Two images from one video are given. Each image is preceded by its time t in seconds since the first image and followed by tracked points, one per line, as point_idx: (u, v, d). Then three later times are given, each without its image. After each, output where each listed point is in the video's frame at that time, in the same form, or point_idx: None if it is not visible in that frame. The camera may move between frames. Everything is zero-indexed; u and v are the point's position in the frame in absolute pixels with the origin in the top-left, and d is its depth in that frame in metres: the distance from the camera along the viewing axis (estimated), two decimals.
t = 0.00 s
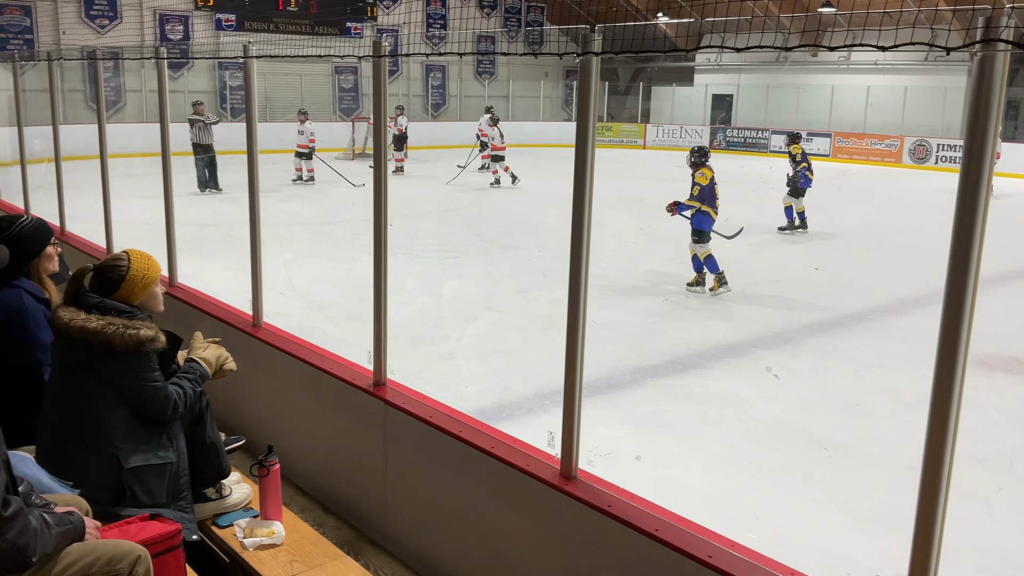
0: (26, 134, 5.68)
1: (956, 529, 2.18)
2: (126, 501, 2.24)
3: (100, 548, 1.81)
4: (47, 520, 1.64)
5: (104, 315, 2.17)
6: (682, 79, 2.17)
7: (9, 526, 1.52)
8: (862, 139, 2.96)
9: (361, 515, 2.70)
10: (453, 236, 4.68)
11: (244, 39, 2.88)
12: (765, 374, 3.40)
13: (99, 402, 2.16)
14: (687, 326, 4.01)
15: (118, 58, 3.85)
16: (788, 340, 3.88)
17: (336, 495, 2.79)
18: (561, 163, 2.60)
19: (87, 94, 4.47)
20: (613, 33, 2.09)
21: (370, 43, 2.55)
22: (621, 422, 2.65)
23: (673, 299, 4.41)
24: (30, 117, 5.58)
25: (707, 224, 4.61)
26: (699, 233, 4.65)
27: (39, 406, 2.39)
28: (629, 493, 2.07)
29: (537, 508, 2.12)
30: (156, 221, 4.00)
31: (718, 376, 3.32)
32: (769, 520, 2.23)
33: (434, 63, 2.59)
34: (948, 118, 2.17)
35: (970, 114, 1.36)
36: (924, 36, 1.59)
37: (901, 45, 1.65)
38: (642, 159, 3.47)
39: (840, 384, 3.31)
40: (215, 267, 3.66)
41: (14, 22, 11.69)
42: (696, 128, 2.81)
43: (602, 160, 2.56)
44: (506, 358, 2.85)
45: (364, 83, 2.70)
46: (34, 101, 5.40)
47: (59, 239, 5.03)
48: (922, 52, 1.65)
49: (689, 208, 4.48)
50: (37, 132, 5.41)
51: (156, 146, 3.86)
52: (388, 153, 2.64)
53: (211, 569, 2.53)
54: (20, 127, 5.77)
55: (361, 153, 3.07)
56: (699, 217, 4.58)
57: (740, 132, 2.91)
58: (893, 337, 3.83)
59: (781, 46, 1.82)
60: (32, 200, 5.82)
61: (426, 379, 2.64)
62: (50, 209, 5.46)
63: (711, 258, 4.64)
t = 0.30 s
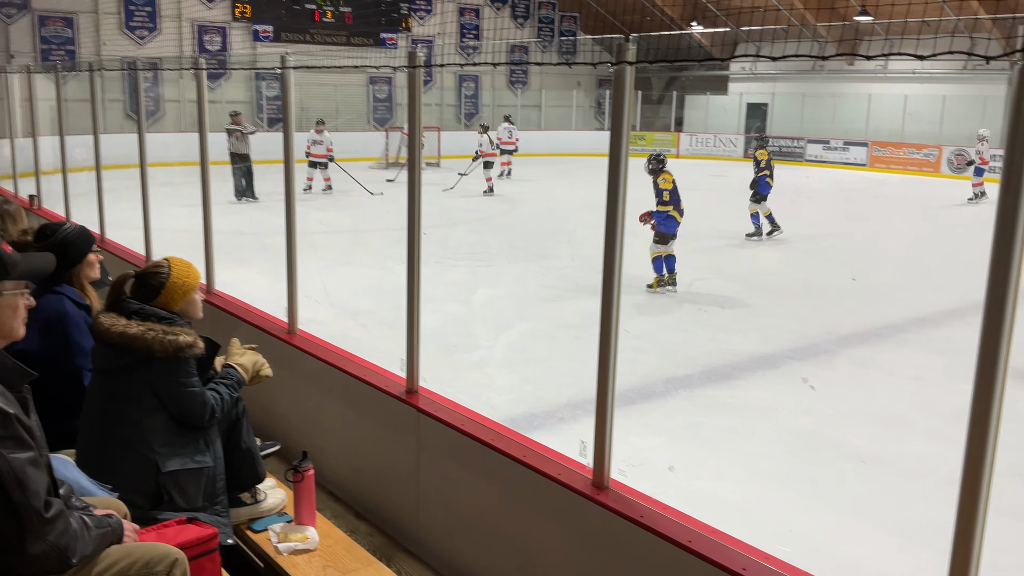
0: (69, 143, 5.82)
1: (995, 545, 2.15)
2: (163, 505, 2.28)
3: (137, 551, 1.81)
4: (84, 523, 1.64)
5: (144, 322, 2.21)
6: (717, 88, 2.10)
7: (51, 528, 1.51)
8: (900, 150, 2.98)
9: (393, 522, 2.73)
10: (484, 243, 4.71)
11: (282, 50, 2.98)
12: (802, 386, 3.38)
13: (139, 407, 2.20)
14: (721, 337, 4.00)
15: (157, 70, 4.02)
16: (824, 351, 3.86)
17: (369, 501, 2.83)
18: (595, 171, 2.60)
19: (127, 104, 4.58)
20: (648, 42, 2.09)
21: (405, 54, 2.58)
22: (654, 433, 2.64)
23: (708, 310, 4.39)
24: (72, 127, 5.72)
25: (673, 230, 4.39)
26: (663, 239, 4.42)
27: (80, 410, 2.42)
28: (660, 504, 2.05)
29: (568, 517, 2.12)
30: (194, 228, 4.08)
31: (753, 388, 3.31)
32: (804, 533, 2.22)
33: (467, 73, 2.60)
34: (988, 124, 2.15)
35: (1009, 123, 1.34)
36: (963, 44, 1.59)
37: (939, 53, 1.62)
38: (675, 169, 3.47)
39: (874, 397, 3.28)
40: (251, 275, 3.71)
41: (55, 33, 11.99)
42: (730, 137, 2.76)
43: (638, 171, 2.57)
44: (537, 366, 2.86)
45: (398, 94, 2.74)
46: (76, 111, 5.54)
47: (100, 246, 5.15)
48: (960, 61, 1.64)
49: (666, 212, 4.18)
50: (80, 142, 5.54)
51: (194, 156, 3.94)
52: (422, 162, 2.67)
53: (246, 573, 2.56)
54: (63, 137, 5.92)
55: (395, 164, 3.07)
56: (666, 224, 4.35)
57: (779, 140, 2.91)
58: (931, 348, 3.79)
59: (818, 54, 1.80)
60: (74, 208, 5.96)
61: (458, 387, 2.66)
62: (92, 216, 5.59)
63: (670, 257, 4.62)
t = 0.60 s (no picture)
0: (106, 154, 5.95)
1: None
2: (196, 511, 2.27)
3: (171, 556, 1.80)
4: (120, 530, 1.57)
5: (180, 329, 2.22)
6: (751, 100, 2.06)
7: (88, 531, 1.44)
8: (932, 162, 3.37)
9: (422, 530, 2.74)
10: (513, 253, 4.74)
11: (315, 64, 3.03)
12: (836, 399, 3.39)
13: (174, 413, 2.20)
14: (751, 347, 3.98)
15: (193, 80, 4.15)
16: (858, 363, 3.84)
17: (398, 509, 2.85)
18: (626, 181, 2.59)
19: (164, 115, 4.69)
20: (679, 53, 2.00)
21: (436, 65, 2.61)
22: (683, 445, 2.64)
23: (738, 320, 4.38)
24: (109, 138, 5.85)
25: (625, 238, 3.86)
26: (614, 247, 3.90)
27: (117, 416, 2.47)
28: (689, 516, 2.04)
29: (596, 529, 2.11)
30: (229, 238, 4.16)
31: (784, 400, 3.30)
32: (836, 548, 2.22)
33: (498, 84, 2.62)
34: None
35: None
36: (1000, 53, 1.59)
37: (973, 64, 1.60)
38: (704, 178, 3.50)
39: (906, 410, 3.28)
40: (284, 284, 3.77)
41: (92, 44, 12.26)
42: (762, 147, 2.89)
43: (670, 181, 2.60)
44: (567, 377, 2.87)
45: (431, 105, 2.74)
46: (114, 122, 5.66)
47: (136, 255, 5.25)
48: (996, 72, 1.64)
49: (626, 225, 3.61)
50: (117, 152, 5.66)
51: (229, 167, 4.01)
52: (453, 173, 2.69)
53: None
54: (100, 147, 6.05)
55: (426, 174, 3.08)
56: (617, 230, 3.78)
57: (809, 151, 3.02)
58: (966, 360, 3.77)
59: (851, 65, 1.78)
60: (111, 216, 6.09)
61: (486, 396, 2.67)
62: (128, 225, 5.70)
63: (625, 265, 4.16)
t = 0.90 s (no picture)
0: (136, 163, 6.07)
1: None
2: (223, 516, 2.26)
3: (200, 560, 1.78)
4: (147, 534, 1.53)
5: (207, 337, 2.20)
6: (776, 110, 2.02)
7: (116, 536, 1.40)
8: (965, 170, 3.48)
9: (446, 539, 2.76)
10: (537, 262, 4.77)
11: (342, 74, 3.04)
12: (862, 410, 3.39)
13: (201, 419, 2.19)
14: (776, 357, 3.96)
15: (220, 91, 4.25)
16: (884, 375, 3.83)
17: (423, 518, 2.87)
18: (651, 192, 2.60)
19: (192, 125, 4.77)
20: (706, 63, 1.98)
21: (461, 77, 2.62)
22: (708, 457, 2.64)
23: (764, 330, 4.35)
24: (139, 148, 5.96)
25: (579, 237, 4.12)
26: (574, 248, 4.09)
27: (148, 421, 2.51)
28: (714, 528, 2.02)
29: (620, 540, 2.10)
30: (257, 247, 4.22)
31: (810, 411, 3.29)
32: (864, 561, 2.20)
33: (521, 94, 2.63)
34: None
35: None
36: None
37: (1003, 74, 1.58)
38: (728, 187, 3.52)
39: (933, 422, 3.27)
40: (311, 293, 3.82)
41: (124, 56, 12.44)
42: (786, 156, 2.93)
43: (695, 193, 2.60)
44: (591, 387, 2.89)
45: (455, 115, 2.80)
46: (144, 132, 5.77)
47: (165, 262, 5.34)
48: None
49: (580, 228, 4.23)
50: (147, 161, 5.77)
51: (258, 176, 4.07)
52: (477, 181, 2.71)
53: None
54: (131, 156, 6.16)
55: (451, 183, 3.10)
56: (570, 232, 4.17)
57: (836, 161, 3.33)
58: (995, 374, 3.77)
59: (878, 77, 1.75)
60: (140, 224, 6.19)
61: (511, 406, 2.68)
62: (157, 232, 5.80)
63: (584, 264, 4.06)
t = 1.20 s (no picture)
0: (155, 170, 6.13)
1: None
2: (239, 523, 2.24)
3: (215, 568, 1.76)
4: (165, 539, 1.44)
5: (224, 343, 2.21)
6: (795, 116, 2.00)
7: (134, 542, 1.31)
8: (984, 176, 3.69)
9: (460, 547, 2.76)
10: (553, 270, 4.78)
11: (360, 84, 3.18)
12: (881, 420, 3.39)
13: (217, 426, 2.19)
14: (793, 366, 3.94)
15: (240, 99, 4.35)
16: (903, 386, 3.82)
17: (439, 526, 2.88)
18: (668, 200, 2.60)
19: (211, 133, 4.82)
20: (723, 72, 1.95)
21: (478, 85, 2.63)
22: (725, 466, 2.62)
23: (781, 339, 4.33)
24: (158, 155, 6.02)
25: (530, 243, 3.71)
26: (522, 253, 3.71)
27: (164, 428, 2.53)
28: (732, 538, 2.00)
29: (637, 550, 2.08)
30: (275, 254, 4.25)
31: (829, 421, 3.28)
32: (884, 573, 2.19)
33: (538, 103, 2.64)
34: None
35: None
36: None
37: None
38: (747, 197, 3.53)
39: (952, 434, 3.25)
40: (328, 300, 3.84)
41: (145, 65, 12.56)
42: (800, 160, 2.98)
43: (713, 200, 2.60)
44: (608, 395, 2.89)
45: (472, 123, 2.81)
46: (163, 140, 5.83)
47: (183, 269, 5.38)
48: None
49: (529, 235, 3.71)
50: (165, 168, 5.82)
51: (276, 184, 4.11)
52: (494, 188, 2.72)
53: None
54: (149, 163, 6.23)
55: (467, 191, 3.11)
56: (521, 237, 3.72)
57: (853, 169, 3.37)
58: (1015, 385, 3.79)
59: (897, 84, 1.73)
60: (158, 231, 6.25)
61: (527, 415, 2.68)
62: (175, 239, 5.85)
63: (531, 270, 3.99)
